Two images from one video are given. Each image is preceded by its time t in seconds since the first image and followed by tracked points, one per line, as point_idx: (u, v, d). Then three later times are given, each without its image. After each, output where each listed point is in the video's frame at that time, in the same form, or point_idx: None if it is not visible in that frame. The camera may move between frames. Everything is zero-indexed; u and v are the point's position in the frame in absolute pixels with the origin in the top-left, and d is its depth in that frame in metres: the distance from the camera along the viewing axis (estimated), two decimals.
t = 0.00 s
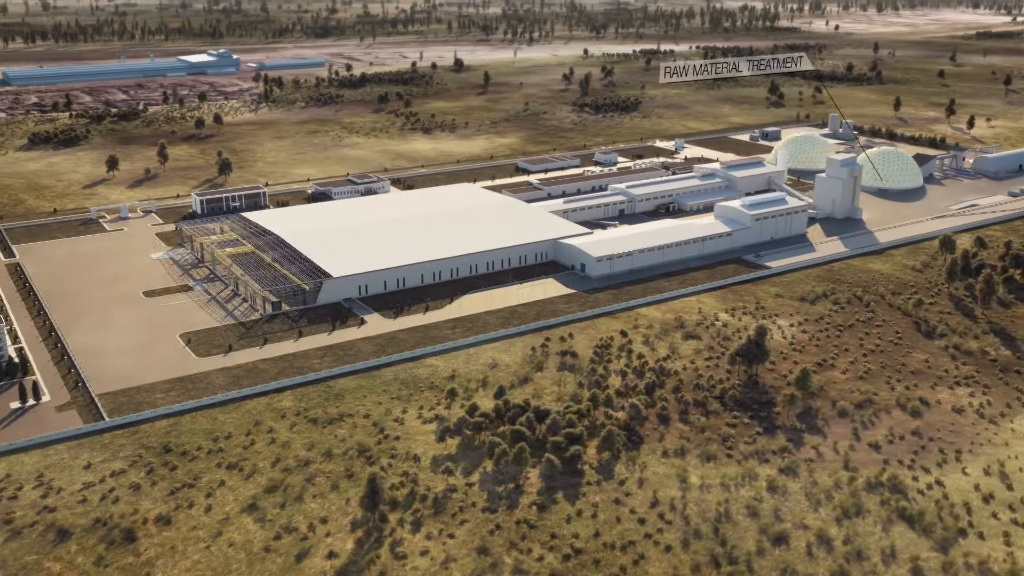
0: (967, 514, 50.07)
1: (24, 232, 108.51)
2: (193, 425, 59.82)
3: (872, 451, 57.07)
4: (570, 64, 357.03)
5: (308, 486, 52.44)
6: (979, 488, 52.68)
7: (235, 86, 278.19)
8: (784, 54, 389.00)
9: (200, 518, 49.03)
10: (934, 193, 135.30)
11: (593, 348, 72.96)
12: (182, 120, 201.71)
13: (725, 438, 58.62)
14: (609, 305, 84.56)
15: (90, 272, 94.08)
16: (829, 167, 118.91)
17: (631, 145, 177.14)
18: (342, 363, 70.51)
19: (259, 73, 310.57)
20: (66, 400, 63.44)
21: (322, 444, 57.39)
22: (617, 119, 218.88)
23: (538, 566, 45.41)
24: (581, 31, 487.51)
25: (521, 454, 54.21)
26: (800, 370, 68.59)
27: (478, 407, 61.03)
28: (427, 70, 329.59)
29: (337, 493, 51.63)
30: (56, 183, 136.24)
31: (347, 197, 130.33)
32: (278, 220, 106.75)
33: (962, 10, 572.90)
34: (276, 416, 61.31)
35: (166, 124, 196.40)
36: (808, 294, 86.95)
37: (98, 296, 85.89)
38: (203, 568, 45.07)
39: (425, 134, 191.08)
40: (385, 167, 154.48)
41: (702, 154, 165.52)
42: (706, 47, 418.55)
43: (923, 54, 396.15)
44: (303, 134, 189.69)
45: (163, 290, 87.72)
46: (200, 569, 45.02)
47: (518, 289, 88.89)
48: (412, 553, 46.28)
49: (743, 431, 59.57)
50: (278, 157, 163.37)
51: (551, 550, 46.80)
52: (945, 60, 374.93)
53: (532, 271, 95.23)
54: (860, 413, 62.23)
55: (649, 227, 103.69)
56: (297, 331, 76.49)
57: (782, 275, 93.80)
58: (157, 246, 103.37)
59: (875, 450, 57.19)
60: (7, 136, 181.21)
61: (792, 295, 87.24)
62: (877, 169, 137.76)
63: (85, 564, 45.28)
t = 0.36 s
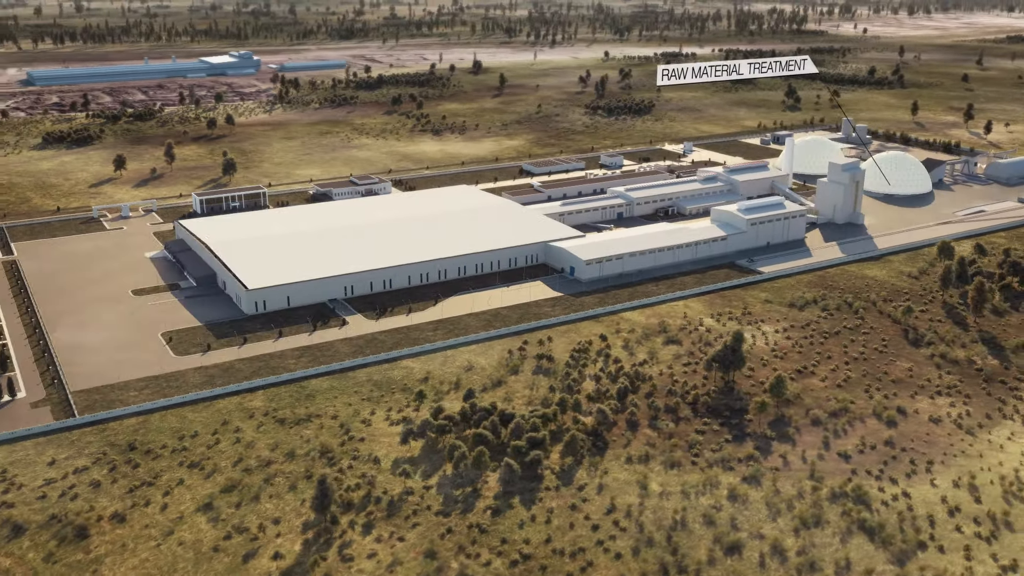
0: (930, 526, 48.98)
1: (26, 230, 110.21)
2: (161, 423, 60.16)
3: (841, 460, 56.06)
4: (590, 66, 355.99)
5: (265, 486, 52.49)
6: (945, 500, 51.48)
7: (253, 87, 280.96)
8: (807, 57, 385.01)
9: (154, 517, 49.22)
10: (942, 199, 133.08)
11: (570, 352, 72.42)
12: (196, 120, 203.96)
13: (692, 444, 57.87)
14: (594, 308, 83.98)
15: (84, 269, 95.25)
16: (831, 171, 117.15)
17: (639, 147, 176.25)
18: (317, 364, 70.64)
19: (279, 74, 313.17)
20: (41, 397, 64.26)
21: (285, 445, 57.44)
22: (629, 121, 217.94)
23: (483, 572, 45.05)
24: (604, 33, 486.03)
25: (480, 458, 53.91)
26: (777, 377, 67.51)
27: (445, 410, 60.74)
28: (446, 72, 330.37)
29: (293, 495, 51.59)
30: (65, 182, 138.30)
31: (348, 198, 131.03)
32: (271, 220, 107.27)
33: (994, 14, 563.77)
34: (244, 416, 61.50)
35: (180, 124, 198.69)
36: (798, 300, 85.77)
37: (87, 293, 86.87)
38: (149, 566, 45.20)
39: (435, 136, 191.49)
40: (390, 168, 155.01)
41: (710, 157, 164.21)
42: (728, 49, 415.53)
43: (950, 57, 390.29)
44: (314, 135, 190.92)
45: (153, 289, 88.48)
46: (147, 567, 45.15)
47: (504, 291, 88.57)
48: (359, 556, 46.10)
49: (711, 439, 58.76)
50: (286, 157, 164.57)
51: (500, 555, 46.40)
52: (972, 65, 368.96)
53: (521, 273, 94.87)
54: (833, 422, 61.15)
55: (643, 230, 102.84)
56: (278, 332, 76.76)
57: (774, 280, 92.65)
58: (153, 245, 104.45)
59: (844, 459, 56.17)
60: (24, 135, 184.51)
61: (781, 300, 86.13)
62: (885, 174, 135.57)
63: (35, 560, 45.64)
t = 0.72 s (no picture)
0: (889, 539, 48.03)
1: (29, 228, 112.17)
2: (131, 421, 60.65)
3: (807, 469, 55.17)
4: (610, 69, 354.45)
5: (224, 486, 52.68)
6: (909, 512, 50.43)
7: (272, 88, 283.49)
8: (831, 60, 380.31)
9: (109, 514, 49.58)
10: (950, 205, 130.70)
11: (549, 356, 71.99)
12: (211, 120, 206.13)
13: (657, 451, 57.23)
14: (578, 311, 83.45)
15: (79, 266, 96.63)
16: (833, 176, 115.41)
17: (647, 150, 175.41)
18: (294, 364, 70.89)
19: (299, 75, 315.61)
20: (17, 392, 65.22)
21: (249, 445, 57.62)
22: (642, 124, 216.82)
23: None
24: (628, 35, 483.91)
25: (439, 461, 53.65)
26: (753, 384, 66.64)
27: (411, 413, 60.50)
28: (465, 74, 330.92)
29: (250, 495, 51.69)
30: (74, 180, 140.53)
31: (349, 199, 131.71)
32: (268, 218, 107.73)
33: None
34: (214, 414, 61.86)
35: (195, 124, 200.96)
36: (786, 306, 84.68)
37: (78, 290, 88.08)
38: (96, 563, 45.47)
39: (445, 137, 191.90)
40: (395, 169, 155.53)
41: (717, 160, 162.86)
42: (752, 52, 411.91)
43: (978, 61, 383.56)
44: (325, 136, 192.24)
45: (143, 287, 89.47)
46: (94, 564, 45.43)
47: (491, 293, 88.36)
48: (306, 557, 46.05)
49: (678, 445, 58.11)
50: (294, 158, 165.84)
51: (446, 560, 46.10)
52: (1000, 68, 362.14)
53: (511, 276, 94.62)
54: (805, 430, 60.18)
55: (636, 234, 101.99)
56: (258, 332, 77.18)
57: (764, 286, 91.55)
58: (150, 244, 105.74)
59: (811, 468, 55.27)
60: (42, 135, 187.75)
61: (769, 306, 85.05)
62: (892, 179, 133.45)
63: None
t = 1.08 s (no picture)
0: (844, 551, 47.14)
1: (32, 225, 113.97)
2: (102, 418, 61.25)
3: (771, 478, 54.36)
4: (631, 71, 352.69)
5: (184, 484, 52.95)
6: (870, 523, 49.49)
7: (292, 88, 285.65)
8: (857, 62, 375.09)
9: (67, 510, 50.06)
10: (958, 210, 128.33)
11: (525, 359, 71.62)
12: (225, 119, 208.07)
13: (621, 456, 56.69)
14: (563, 314, 82.96)
15: (75, 263, 97.95)
16: (834, 180, 113.69)
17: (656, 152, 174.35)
18: (271, 363, 71.20)
19: (319, 76, 317.52)
20: None
21: (215, 443, 57.91)
22: (655, 127, 215.51)
23: None
24: (653, 37, 481.06)
25: (398, 464, 53.51)
26: (727, 391, 65.77)
27: (378, 415, 60.42)
28: (484, 74, 331.04)
29: (208, 493, 51.90)
30: (83, 179, 142.56)
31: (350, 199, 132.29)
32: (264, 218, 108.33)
33: None
34: (185, 413, 62.26)
35: (210, 124, 203.01)
36: (774, 312, 83.59)
37: (70, 288, 89.24)
38: (46, 559, 45.90)
39: (455, 139, 192.03)
40: (401, 170, 155.97)
41: (725, 163, 161.44)
42: (776, 54, 407.78)
43: (1008, 64, 376.51)
44: (336, 136, 193.30)
45: (134, 285, 90.42)
46: (45, 560, 45.85)
47: (477, 295, 88.18)
48: (254, 557, 46.16)
49: (643, 451, 57.54)
50: (303, 158, 166.95)
51: (393, 563, 45.98)
52: None
53: (500, 278, 94.36)
54: (775, 438, 59.29)
55: (629, 236, 101.28)
56: (240, 331, 77.63)
57: (755, 290, 90.49)
58: (147, 242, 106.93)
59: (775, 477, 54.44)
60: (59, 133, 190.75)
61: (756, 311, 84.01)
62: (899, 184, 131.28)
63: None
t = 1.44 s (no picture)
0: (797, 563, 46.39)
1: (37, 222, 115.87)
2: (75, 414, 62.04)
3: (733, 486, 53.64)
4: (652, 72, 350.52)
5: (145, 481, 53.42)
6: (827, 534, 48.67)
7: (311, 88, 287.52)
8: (884, 64, 369.51)
9: (27, 505, 50.75)
10: (966, 216, 126.02)
11: (502, 362, 71.35)
12: (241, 118, 209.97)
13: (584, 461, 56.26)
14: (547, 317, 82.60)
15: (73, 260, 99.41)
16: (836, 184, 112.13)
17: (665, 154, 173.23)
18: (249, 362, 71.63)
19: (340, 76, 319.18)
20: None
21: (181, 441, 58.36)
22: (669, 128, 214.12)
23: None
24: (678, 38, 477.52)
25: (357, 465, 53.52)
26: (700, 397, 64.97)
27: (345, 415, 60.50)
28: (505, 75, 330.90)
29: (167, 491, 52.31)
30: (93, 177, 144.69)
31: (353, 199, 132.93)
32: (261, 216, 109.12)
33: None
34: (156, 410, 62.83)
35: (225, 123, 204.95)
36: (761, 317, 82.56)
37: (64, 285, 90.59)
38: None
39: (465, 140, 192.06)
40: (408, 170, 156.39)
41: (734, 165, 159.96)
42: (802, 56, 402.96)
43: None
44: (348, 136, 194.23)
45: (128, 283, 91.56)
46: None
47: (464, 297, 88.08)
48: (203, 556, 46.44)
49: (607, 456, 57.08)
50: (312, 157, 168.02)
51: (339, 565, 46.01)
52: None
53: (489, 279, 94.20)
54: (743, 445, 58.50)
55: (623, 239, 100.58)
56: (223, 330, 78.23)
57: (745, 295, 89.49)
58: (146, 240, 108.27)
59: (738, 485, 53.72)
60: (77, 132, 193.67)
61: (744, 316, 83.02)
62: (906, 189, 129.19)
63: None
